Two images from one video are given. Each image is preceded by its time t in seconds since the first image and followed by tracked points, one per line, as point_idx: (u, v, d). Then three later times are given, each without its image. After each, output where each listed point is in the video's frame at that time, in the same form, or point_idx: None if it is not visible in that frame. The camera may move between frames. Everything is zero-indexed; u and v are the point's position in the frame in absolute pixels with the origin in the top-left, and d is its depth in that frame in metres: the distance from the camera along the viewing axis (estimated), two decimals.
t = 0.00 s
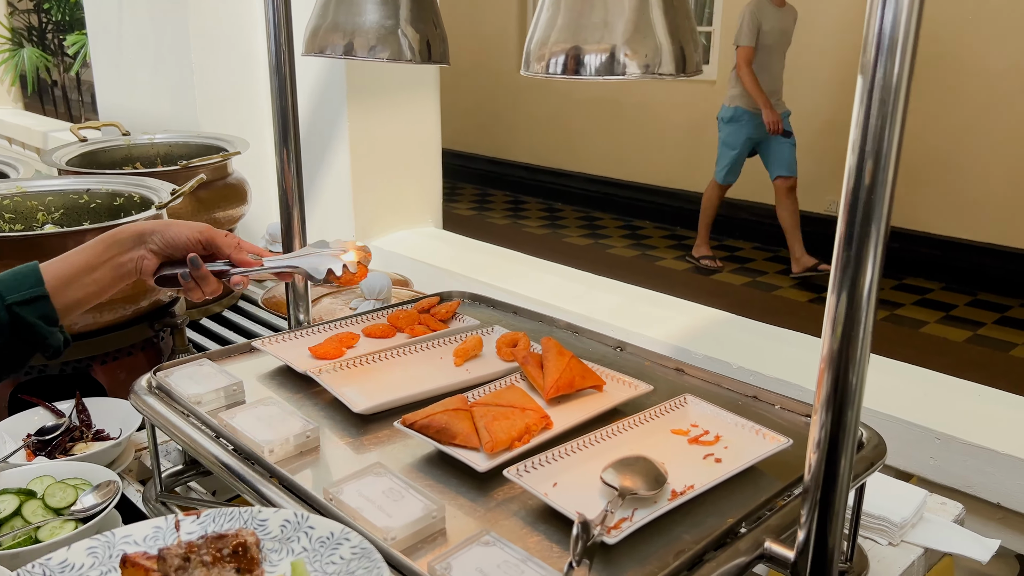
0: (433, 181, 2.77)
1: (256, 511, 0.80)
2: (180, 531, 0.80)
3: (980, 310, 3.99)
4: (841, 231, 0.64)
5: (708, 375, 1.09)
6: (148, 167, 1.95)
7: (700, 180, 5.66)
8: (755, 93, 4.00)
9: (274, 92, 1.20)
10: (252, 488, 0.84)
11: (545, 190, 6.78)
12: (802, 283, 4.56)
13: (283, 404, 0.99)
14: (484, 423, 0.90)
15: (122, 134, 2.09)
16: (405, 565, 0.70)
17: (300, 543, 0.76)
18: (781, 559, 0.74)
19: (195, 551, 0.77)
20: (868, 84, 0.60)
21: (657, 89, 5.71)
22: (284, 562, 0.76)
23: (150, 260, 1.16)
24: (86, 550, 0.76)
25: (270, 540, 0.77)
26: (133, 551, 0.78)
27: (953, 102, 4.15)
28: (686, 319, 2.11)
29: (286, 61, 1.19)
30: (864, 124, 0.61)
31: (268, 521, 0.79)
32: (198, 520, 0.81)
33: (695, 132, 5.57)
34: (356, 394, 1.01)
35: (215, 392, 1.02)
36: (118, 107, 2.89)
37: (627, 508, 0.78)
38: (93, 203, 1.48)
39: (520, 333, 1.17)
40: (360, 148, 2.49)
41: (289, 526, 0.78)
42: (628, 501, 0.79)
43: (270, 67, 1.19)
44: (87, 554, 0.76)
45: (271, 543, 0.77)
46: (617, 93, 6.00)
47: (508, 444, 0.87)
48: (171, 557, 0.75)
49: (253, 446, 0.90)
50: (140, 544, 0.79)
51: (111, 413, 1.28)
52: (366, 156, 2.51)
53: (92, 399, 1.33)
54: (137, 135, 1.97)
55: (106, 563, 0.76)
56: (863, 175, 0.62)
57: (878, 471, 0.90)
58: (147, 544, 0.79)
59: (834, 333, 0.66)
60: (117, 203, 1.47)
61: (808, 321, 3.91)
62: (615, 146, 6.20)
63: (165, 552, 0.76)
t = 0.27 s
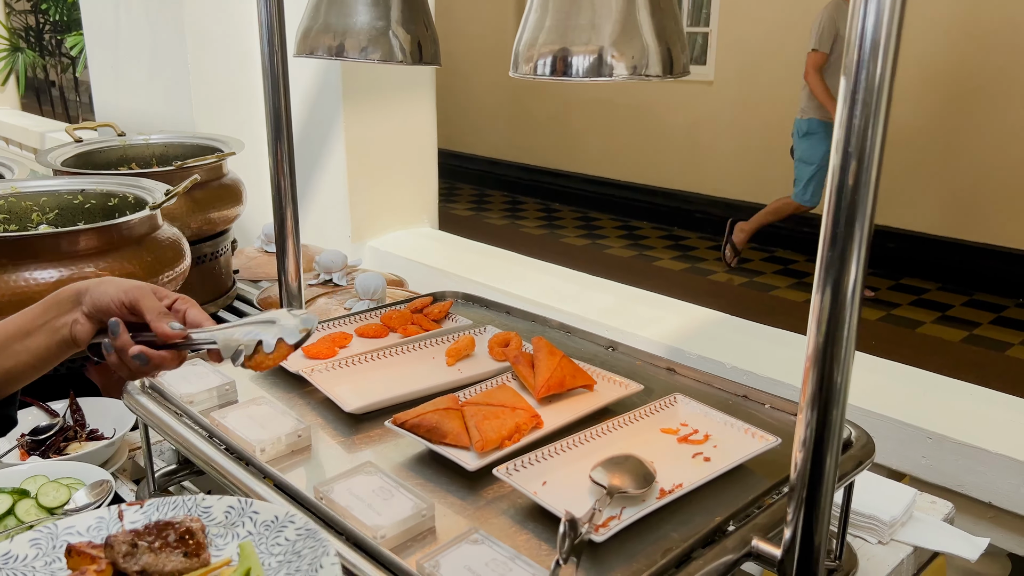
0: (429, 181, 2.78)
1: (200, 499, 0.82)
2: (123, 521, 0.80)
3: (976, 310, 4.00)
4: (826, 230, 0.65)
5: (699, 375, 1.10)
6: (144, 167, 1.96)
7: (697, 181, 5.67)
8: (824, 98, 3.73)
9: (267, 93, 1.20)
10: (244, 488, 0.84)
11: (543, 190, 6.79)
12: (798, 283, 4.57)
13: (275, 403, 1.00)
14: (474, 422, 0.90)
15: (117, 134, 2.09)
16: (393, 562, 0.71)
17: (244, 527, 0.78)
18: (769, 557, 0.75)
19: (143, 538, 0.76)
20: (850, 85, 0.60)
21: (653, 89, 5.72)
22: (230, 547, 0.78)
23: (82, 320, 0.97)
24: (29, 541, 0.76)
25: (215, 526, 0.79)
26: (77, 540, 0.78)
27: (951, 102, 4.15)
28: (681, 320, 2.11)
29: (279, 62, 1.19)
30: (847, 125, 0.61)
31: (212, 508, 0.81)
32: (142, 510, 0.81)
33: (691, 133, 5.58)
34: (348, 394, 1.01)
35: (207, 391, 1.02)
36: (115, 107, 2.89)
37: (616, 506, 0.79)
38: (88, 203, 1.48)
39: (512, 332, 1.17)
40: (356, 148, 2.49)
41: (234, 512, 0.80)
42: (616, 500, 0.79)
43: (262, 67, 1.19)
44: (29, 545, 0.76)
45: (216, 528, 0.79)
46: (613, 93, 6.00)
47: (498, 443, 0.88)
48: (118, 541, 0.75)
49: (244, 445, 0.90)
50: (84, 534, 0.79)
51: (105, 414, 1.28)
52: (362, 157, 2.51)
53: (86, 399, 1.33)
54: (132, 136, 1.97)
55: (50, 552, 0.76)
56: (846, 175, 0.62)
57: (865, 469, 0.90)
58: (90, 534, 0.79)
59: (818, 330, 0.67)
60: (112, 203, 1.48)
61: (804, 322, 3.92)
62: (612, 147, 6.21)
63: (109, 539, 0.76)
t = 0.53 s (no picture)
0: (434, 182, 2.78)
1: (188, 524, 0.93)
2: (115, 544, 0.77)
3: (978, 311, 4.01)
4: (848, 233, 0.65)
5: (711, 376, 1.10)
6: (151, 169, 1.96)
7: (698, 181, 5.68)
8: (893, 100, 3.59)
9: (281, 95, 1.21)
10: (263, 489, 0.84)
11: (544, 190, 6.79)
12: (800, 284, 4.58)
13: (291, 405, 1.00)
14: (491, 423, 0.91)
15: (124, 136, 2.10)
16: (415, 563, 0.71)
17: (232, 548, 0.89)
18: (787, 558, 0.75)
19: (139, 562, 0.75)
20: (873, 88, 0.61)
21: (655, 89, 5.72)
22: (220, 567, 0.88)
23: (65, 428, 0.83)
24: (15, 564, 0.85)
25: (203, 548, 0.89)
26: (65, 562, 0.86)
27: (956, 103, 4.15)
28: (686, 320, 2.12)
29: (292, 65, 1.19)
30: (869, 129, 0.62)
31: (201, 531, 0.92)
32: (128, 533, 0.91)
33: (693, 133, 5.58)
34: (363, 395, 1.02)
35: (222, 393, 1.02)
36: (119, 108, 2.89)
37: (634, 507, 0.79)
38: (98, 205, 1.48)
39: (525, 334, 1.17)
40: (362, 149, 2.49)
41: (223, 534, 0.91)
42: (635, 501, 0.80)
43: (275, 70, 1.20)
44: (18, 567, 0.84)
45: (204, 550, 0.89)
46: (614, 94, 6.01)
47: (515, 445, 0.88)
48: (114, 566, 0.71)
49: (262, 446, 0.90)
50: (71, 556, 0.87)
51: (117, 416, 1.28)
52: (367, 158, 2.52)
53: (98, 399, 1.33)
54: (140, 138, 1.97)
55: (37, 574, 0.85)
56: (868, 179, 0.62)
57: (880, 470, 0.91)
58: (78, 556, 0.87)
59: (838, 334, 0.67)
60: (122, 204, 1.48)
61: (807, 322, 3.93)
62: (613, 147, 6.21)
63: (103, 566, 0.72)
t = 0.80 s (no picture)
0: (440, 181, 2.78)
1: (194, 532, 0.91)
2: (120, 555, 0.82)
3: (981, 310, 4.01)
4: (875, 231, 0.66)
5: (729, 373, 1.11)
6: (163, 167, 1.97)
7: (701, 181, 5.68)
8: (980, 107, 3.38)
9: (299, 94, 1.21)
10: (289, 483, 0.85)
11: (546, 190, 6.79)
12: (803, 284, 4.58)
13: (313, 401, 1.01)
14: (513, 419, 0.91)
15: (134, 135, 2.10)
16: (444, 555, 0.72)
17: (244, 557, 0.87)
18: (811, 551, 0.76)
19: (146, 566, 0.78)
20: (902, 87, 0.62)
21: (658, 90, 5.72)
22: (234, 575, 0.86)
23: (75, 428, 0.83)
24: (23, 570, 0.85)
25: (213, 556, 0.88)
26: (74, 568, 0.86)
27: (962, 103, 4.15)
28: (695, 319, 2.12)
29: (311, 66, 1.20)
30: (898, 127, 0.63)
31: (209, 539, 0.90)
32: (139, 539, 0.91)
33: (695, 133, 5.59)
34: (384, 391, 1.03)
35: (244, 389, 1.03)
36: (126, 108, 2.90)
37: (659, 501, 0.80)
38: (113, 203, 1.49)
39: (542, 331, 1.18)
40: (370, 149, 2.50)
41: (232, 543, 0.89)
42: (660, 495, 0.81)
43: (294, 70, 1.20)
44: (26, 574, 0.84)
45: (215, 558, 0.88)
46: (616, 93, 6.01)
47: (538, 440, 0.89)
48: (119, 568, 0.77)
49: (287, 441, 0.91)
50: (79, 563, 0.87)
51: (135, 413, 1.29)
52: (374, 157, 2.52)
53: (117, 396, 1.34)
54: (151, 136, 1.97)
55: None
56: (896, 177, 0.63)
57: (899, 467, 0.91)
58: (87, 562, 0.87)
59: (865, 332, 0.68)
60: (138, 203, 1.49)
61: (810, 322, 3.93)
62: (615, 147, 6.21)
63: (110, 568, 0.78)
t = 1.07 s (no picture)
0: (446, 180, 2.78)
1: (210, 524, 0.91)
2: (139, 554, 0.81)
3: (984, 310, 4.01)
4: (897, 227, 0.65)
5: (742, 370, 1.11)
6: (170, 166, 1.97)
7: (703, 181, 5.69)
8: None
9: (312, 92, 1.22)
10: (306, 478, 0.85)
11: (548, 190, 6.79)
12: (806, 283, 4.58)
13: (329, 397, 1.01)
14: (530, 414, 0.92)
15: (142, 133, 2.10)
16: (466, 549, 0.72)
17: (259, 550, 0.87)
18: (830, 546, 0.76)
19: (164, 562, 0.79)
20: (925, 83, 0.61)
21: (661, 90, 5.72)
22: (249, 569, 0.85)
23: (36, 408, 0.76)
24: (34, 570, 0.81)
25: (229, 550, 0.87)
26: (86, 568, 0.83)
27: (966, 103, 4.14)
28: (701, 317, 2.13)
29: (324, 64, 1.20)
30: (921, 121, 0.61)
31: (224, 532, 0.90)
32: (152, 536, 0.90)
33: (698, 133, 5.59)
34: (399, 387, 1.03)
35: (259, 385, 1.03)
36: (132, 107, 2.90)
37: (678, 496, 0.80)
38: (124, 201, 1.50)
39: (555, 328, 1.19)
40: (376, 147, 2.50)
41: (247, 536, 0.89)
42: (678, 490, 0.81)
43: (308, 68, 1.21)
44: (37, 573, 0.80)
45: (230, 553, 0.87)
46: (619, 93, 6.01)
47: (555, 436, 0.89)
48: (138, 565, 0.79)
49: (304, 437, 0.91)
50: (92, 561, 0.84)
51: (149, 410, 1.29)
52: (380, 156, 2.52)
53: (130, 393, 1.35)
54: (159, 135, 1.98)
55: None
56: (918, 173, 0.62)
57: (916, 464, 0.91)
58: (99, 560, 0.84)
59: (885, 329, 0.67)
60: (149, 201, 1.50)
61: (813, 321, 3.93)
62: (617, 147, 6.21)
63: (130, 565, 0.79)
